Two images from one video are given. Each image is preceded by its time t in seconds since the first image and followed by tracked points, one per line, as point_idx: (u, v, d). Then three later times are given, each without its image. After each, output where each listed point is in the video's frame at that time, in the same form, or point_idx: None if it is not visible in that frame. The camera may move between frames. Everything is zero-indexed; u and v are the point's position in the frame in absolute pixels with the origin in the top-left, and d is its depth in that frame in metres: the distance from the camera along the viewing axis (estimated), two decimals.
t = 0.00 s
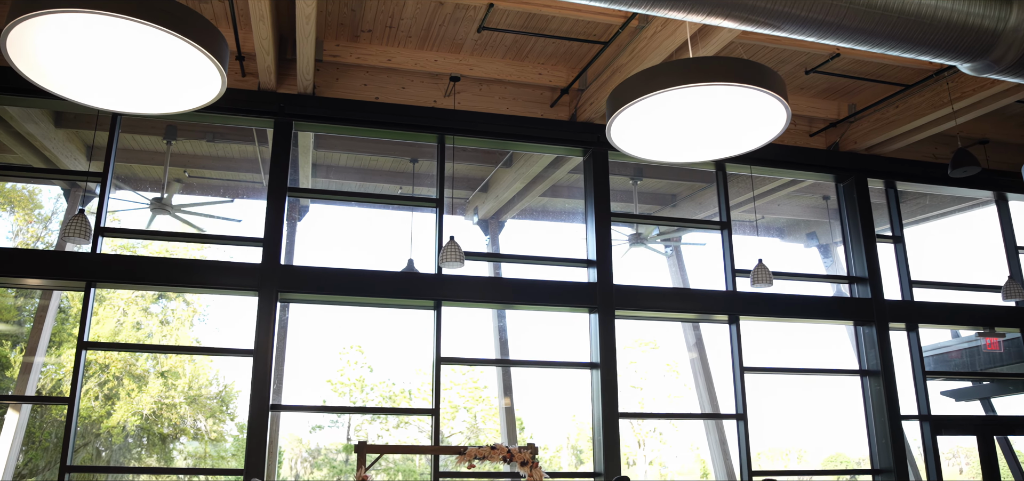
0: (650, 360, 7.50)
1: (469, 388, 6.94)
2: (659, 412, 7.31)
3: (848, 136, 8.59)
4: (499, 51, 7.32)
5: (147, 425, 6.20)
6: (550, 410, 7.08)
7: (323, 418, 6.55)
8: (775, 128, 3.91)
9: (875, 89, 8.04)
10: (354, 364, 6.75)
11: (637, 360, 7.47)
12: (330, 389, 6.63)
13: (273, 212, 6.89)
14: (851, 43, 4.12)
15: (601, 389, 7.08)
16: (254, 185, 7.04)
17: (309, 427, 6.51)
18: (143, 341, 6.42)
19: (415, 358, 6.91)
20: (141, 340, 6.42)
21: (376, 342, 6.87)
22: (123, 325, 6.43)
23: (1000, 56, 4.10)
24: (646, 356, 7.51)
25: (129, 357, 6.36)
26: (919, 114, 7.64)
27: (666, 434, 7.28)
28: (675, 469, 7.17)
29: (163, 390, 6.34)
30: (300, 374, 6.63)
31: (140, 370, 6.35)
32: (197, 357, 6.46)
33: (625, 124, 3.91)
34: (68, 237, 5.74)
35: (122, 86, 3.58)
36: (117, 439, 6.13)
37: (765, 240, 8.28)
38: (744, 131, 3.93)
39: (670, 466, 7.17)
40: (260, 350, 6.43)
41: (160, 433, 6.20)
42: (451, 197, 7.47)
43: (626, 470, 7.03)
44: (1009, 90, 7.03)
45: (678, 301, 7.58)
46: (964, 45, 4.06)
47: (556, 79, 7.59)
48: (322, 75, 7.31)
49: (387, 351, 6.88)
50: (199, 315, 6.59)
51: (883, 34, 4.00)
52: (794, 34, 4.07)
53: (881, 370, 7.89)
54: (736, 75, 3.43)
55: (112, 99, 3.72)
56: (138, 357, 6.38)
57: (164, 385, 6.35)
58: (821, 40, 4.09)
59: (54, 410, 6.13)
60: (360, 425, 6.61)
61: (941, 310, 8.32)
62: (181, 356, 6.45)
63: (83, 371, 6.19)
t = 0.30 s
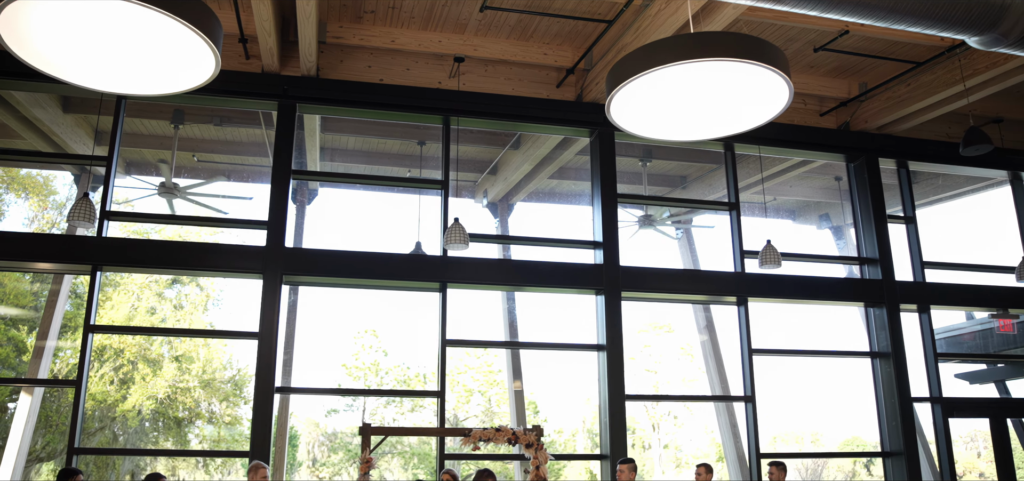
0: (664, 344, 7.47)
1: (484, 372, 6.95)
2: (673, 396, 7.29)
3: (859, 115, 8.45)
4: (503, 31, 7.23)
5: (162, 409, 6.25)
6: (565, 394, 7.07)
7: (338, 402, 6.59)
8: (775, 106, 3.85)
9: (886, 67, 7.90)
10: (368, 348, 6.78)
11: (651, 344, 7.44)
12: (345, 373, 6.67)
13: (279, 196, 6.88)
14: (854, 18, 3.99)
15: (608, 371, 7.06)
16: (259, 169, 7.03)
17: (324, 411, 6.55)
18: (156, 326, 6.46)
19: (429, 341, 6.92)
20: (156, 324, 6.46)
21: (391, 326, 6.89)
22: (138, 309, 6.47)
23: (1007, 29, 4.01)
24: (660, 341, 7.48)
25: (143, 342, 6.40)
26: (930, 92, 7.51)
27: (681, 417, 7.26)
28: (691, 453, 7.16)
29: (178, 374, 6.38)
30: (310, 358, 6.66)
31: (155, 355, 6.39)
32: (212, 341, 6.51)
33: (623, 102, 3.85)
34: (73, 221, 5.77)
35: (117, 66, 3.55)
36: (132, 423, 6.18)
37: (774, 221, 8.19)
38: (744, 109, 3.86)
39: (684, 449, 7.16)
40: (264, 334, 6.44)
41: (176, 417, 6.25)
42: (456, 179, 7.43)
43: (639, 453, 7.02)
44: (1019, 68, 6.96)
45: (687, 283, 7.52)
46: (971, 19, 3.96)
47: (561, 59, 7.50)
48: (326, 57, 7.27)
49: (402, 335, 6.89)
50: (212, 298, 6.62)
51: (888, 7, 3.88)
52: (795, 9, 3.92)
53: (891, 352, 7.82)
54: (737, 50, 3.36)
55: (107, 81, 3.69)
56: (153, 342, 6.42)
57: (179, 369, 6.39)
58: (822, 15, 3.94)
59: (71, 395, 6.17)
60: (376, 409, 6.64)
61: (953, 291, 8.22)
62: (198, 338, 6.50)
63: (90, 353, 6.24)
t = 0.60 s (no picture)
0: (676, 326, 7.41)
1: (497, 356, 6.95)
2: (686, 379, 7.25)
3: (869, 94, 8.29)
4: (506, 11, 7.16)
5: (175, 394, 6.29)
6: (578, 379, 7.05)
7: (352, 386, 6.61)
8: (776, 84, 3.79)
9: (895, 45, 7.76)
10: (381, 333, 6.78)
11: (664, 327, 7.38)
12: (358, 358, 6.68)
13: (282, 180, 6.87)
14: None
15: (613, 354, 7.03)
16: (262, 153, 7.00)
17: (338, 396, 6.57)
18: (168, 311, 6.47)
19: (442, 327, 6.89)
20: (169, 308, 6.48)
21: (404, 310, 6.89)
22: (151, 295, 6.49)
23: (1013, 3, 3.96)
24: (673, 324, 7.42)
25: (156, 327, 6.43)
26: (940, 70, 7.39)
27: (695, 401, 7.23)
28: (705, 436, 7.13)
29: (191, 359, 6.41)
30: (321, 342, 6.67)
31: (169, 341, 6.42)
32: (225, 325, 6.53)
33: (621, 81, 3.79)
34: (76, 206, 5.78)
35: (109, 49, 3.52)
36: (146, 407, 6.22)
37: (782, 203, 8.09)
38: (744, 88, 3.80)
39: (698, 432, 7.14)
40: (268, 316, 6.47)
41: (189, 401, 6.29)
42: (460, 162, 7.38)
43: (652, 436, 7.02)
44: None
45: (695, 265, 7.46)
46: None
47: (565, 39, 7.41)
48: (328, 40, 7.22)
49: (414, 319, 6.88)
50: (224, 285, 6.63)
51: None
52: None
53: (901, 334, 7.74)
54: (737, 26, 3.30)
55: (99, 65, 3.66)
56: (166, 327, 6.45)
57: (191, 354, 6.42)
58: None
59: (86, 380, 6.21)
60: (391, 393, 6.66)
61: (965, 272, 8.12)
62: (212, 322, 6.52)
63: (94, 339, 6.26)
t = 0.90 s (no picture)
0: (687, 309, 7.39)
1: (510, 340, 6.95)
2: (698, 363, 7.23)
3: (879, 73, 8.17)
4: None
5: (188, 378, 6.33)
6: (590, 362, 7.05)
7: (364, 370, 6.63)
8: (778, 61, 3.71)
9: (906, 22, 7.62)
10: (394, 317, 6.78)
11: (677, 311, 7.37)
12: (371, 342, 6.70)
13: (287, 162, 6.86)
14: None
15: (619, 337, 7.00)
16: (267, 137, 6.99)
17: (351, 380, 6.59)
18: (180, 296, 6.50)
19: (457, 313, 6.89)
20: (181, 293, 6.50)
21: (416, 295, 6.88)
22: (163, 280, 6.52)
23: None
24: (685, 308, 7.40)
25: (169, 312, 6.46)
26: (951, 48, 7.26)
27: (708, 384, 7.21)
28: (719, 419, 7.11)
29: (203, 344, 6.43)
30: (332, 326, 6.68)
31: (181, 325, 6.44)
32: (238, 309, 6.55)
33: (620, 59, 3.73)
34: (81, 190, 5.80)
35: (104, 30, 3.50)
36: (160, 391, 6.27)
37: (791, 185, 8.00)
38: (746, 64, 3.73)
39: (713, 415, 7.13)
40: (274, 299, 6.48)
41: (202, 386, 6.32)
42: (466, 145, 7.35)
43: (666, 420, 7.01)
44: None
45: (703, 247, 7.41)
46: None
47: (571, 19, 7.33)
48: (332, 22, 7.18)
49: (426, 303, 6.88)
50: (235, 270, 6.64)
51: None
52: None
53: (911, 315, 7.67)
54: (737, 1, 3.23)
55: (95, 46, 3.64)
56: (178, 312, 6.47)
57: (203, 339, 6.44)
58: None
59: (101, 365, 6.26)
60: (405, 377, 6.67)
61: (977, 253, 8.02)
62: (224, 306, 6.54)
63: (102, 323, 6.30)
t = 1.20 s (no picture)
0: (697, 292, 7.36)
1: (520, 323, 6.95)
2: (708, 346, 7.22)
3: (888, 53, 8.04)
4: None
5: (198, 362, 6.37)
6: (600, 345, 7.03)
7: (375, 355, 6.66)
8: (781, 39, 3.62)
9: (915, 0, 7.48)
10: (404, 301, 6.81)
11: (687, 294, 7.34)
12: (382, 325, 6.72)
13: (291, 144, 6.85)
14: None
15: (623, 319, 6.97)
16: (270, 119, 6.97)
17: (362, 364, 6.63)
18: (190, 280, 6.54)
19: (471, 297, 6.92)
20: (192, 276, 6.54)
21: (427, 280, 6.90)
22: (174, 265, 6.55)
23: None
24: (697, 292, 7.36)
25: (179, 296, 6.49)
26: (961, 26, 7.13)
27: (718, 368, 7.20)
28: (729, 402, 7.11)
29: (213, 327, 6.46)
30: (341, 308, 6.71)
31: (191, 308, 6.48)
32: (252, 289, 6.60)
33: (619, 39, 3.66)
34: (86, 172, 5.82)
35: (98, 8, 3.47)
36: (171, 374, 6.31)
37: (798, 166, 7.93)
38: (748, 40, 3.65)
39: (724, 399, 7.11)
40: (278, 281, 6.50)
41: (214, 369, 6.37)
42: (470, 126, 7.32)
43: (677, 404, 7.01)
44: None
45: (710, 228, 7.37)
46: None
47: None
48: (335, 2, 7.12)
49: (436, 286, 6.90)
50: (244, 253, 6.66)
51: None
52: None
53: (919, 296, 7.61)
54: None
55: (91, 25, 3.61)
56: (188, 295, 6.51)
57: (213, 322, 6.47)
58: None
59: (112, 349, 6.30)
60: (417, 361, 6.69)
61: (987, 234, 7.94)
62: (233, 289, 6.57)
63: (108, 300, 6.34)
